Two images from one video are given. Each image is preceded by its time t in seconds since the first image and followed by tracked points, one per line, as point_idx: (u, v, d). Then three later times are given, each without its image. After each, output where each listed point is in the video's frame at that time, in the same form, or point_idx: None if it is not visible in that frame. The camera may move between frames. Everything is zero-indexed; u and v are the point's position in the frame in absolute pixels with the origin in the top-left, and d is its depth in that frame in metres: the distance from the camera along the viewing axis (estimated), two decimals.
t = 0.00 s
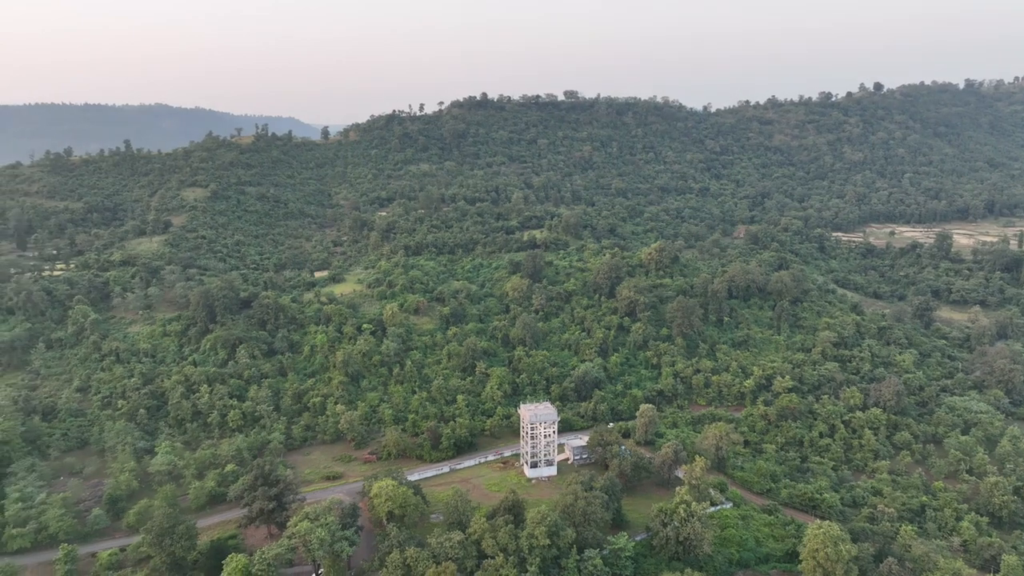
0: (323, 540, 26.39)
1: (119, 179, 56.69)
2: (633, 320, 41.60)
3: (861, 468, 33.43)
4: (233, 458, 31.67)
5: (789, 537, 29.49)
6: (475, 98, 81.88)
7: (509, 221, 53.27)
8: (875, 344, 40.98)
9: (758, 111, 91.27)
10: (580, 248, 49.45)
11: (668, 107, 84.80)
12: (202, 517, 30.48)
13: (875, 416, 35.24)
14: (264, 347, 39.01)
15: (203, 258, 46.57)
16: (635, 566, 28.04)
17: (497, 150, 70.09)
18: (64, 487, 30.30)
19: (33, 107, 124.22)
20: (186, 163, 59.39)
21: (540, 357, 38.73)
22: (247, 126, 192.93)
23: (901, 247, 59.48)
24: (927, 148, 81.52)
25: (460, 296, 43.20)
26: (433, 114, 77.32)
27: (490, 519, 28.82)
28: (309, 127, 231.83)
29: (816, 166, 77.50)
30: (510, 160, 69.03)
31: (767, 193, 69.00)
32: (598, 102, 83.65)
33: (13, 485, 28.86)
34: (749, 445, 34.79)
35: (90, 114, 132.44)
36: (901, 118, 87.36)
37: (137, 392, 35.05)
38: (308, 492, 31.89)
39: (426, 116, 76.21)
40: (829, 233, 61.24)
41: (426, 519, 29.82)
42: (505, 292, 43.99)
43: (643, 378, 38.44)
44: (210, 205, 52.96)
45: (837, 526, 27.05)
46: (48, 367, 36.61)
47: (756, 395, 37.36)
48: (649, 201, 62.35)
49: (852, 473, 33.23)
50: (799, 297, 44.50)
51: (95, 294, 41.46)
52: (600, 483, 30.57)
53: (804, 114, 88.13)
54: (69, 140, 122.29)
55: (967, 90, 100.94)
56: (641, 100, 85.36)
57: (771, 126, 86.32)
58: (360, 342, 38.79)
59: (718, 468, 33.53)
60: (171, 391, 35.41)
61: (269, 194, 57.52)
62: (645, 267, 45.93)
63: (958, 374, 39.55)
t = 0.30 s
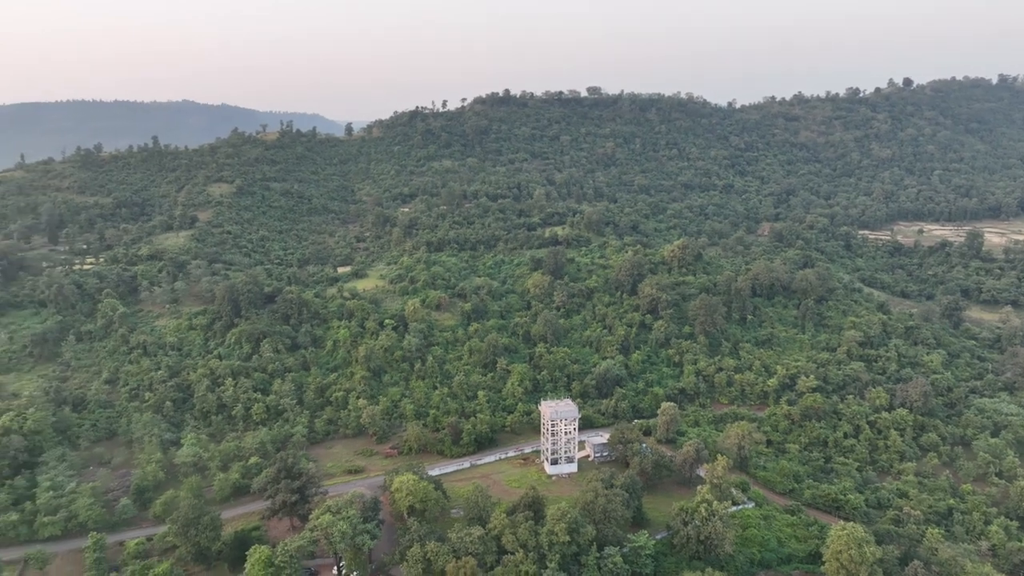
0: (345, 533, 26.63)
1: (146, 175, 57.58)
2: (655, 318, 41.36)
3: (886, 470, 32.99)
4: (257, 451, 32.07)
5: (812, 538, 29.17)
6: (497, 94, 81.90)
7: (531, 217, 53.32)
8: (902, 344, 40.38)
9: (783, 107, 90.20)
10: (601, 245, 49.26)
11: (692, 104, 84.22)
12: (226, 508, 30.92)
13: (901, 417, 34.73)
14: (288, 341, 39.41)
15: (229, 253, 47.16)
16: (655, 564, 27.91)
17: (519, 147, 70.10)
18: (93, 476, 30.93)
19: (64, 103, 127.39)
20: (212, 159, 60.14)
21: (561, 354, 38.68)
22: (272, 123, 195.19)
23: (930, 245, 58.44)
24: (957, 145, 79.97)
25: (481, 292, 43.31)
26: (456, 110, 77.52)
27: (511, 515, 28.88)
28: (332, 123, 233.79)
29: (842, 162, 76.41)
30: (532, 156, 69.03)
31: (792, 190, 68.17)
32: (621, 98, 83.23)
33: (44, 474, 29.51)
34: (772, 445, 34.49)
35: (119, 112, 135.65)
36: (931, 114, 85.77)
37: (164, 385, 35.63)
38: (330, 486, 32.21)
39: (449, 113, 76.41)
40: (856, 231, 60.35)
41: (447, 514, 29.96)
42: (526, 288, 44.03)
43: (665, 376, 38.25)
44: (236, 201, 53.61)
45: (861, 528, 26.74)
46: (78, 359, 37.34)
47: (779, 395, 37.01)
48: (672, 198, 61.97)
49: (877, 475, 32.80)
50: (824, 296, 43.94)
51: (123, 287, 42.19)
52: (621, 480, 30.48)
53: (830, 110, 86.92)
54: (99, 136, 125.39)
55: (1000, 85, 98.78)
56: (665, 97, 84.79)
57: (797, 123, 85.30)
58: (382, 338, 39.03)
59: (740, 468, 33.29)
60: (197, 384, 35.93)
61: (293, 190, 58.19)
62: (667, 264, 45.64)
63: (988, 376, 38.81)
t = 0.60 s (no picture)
0: (368, 524, 26.89)
1: (176, 168, 58.46)
2: (679, 314, 41.05)
3: (914, 470, 32.50)
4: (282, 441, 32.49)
5: (837, 538, 28.81)
6: (522, 88, 81.81)
7: (555, 212, 53.28)
8: (932, 342, 39.73)
9: (812, 101, 88.89)
10: (626, 240, 49.01)
11: (718, 98, 83.39)
12: (252, 498, 31.37)
13: (930, 416, 34.18)
14: (313, 333, 39.79)
15: (255, 246, 47.72)
16: (677, 561, 27.78)
17: (544, 141, 69.98)
18: (124, 464, 31.58)
19: (95, 95, 129.87)
20: (239, 153, 60.86)
21: (584, 349, 38.61)
22: (298, 117, 197.46)
23: (962, 242, 57.24)
24: (992, 140, 78.13)
25: (504, 287, 43.38)
26: (480, 104, 77.59)
27: (532, 509, 28.94)
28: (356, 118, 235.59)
29: (872, 157, 75.12)
30: (556, 150, 68.91)
31: (820, 185, 67.19)
32: (647, 92, 82.62)
33: (77, 461, 30.23)
34: (797, 443, 34.15)
35: (150, 106, 138.69)
36: (965, 108, 83.89)
37: (192, 375, 36.25)
38: (354, 477, 32.53)
39: (473, 107, 76.51)
40: (886, 227, 59.31)
41: (469, 507, 30.10)
42: (550, 283, 44.03)
43: (688, 372, 38.02)
44: (262, 194, 54.25)
45: (888, 528, 26.37)
46: (109, 349, 38.11)
47: (805, 392, 36.60)
48: (697, 193, 61.48)
49: (905, 475, 32.32)
50: (852, 293, 43.33)
51: (153, 279, 42.93)
52: (643, 476, 30.38)
53: (861, 104, 85.43)
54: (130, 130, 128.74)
55: None
56: (691, 90, 84.02)
57: (826, 117, 84.04)
58: (405, 331, 39.25)
59: (764, 466, 33.01)
60: (224, 375, 36.47)
61: (319, 184, 58.83)
62: (692, 260, 45.27)
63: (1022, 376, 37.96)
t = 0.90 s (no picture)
0: (391, 514, 27.13)
1: (205, 160, 59.32)
2: (705, 308, 40.74)
3: (944, 470, 31.97)
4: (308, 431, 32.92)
5: (863, 537, 28.44)
6: (548, 81, 81.61)
7: (580, 205, 53.20)
8: (964, 340, 39.01)
9: (843, 93, 87.42)
10: (651, 233, 48.71)
11: (747, 90, 82.46)
12: (278, 486, 31.81)
13: (962, 416, 33.59)
14: (339, 325, 40.20)
15: (282, 238, 48.28)
16: (700, 557, 27.63)
17: (569, 134, 69.78)
18: (154, 451, 32.21)
19: (126, 93, 132.85)
20: (267, 145, 61.54)
21: (608, 343, 38.51)
22: (325, 110, 199.54)
23: (997, 238, 55.97)
24: None
25: (528, 280, 43.41)
26: (506, 97, 77.57)
27: (555, 502, 28.97)
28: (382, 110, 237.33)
29: (904, 151, 73.71)
30: (582, 143, 68.73)
31: (850, 179, 66.11)
32: (674, 84, 81.93)
33: (109, 448, 30.90)
34: (824, 440, 33.76)
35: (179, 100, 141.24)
36: (1003, 101, 81.83)
37: (220, 365, 36.83)
38: (378, 467, 32.84)
39: (499, 100, 76.51)
40: (917, 222, 58.20)
41: (492, 499, 30.22)
42: (574, 277, 43.97)
43: (713, 368, 37.76)
44: (289, 187, 54.83)
45: (916, 528, 25.96)
46: (140, 338, 38.84)
47: (832, 389, 36.16)
48: (724, 186, 60.90)
49: (934, 474, 31.80)
50: (882, 289, 42.70)
51: (182, 270, 43.64)
52: (666, 471, 30.24)
53: (894, 97, 83.81)
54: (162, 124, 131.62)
55: None
56: (719, 83, 83.10)
57: (857, 110, 82.59)
58: (430, 323, 39.47)
59: (789, 463, 32.67)
60: (251, 365, 36.99)
61: (345, 177, 59.46)
62: (718, 254, 44.87)
63: None
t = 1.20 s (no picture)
0: (414, 503, 27.33)
1: (234, 151, 60.04)
2: (730, 302, 40.37)
3: (975, 468, 31.39)
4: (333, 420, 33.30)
5: (890, 535, 28.04)
6: (573, 72, 81.27)
7: (605, 197, 53.04)
8: (998, 337, 38.23)
9: (876, 83, 85.73)
10: (677, 226, 48.32)
11: (775, 81, 81.40)
12: (304, 473, 32.22)
13: (994, 413, 32.95)
14: (363, 315, 40.54)
15: (309, 228, 48.77)
16: (723, 551, 27.46)
17: (595, 125, 69.42)
18: (183, 437, 32.82)
19: (156, 86, 135.36)
20: (294, 136, 62.07)
21: (632, 335, 38.37)
22: (352, 101, 201.16)
23: None
24: None
25: (552, 272, 43.37)
26: (531, 88, 77.39)
27: (577, 493, 28.97)
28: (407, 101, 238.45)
29: (938, 142, 72.13)
30: (607, 135, 68.40)
31: (882, 171, 64.87)
32: (701, 75, 81.04)
33: (140, 433, 31.57)
34: (850, 436, 33.33)
35: (208, 92, 143.50)
36: None
37: (248, 353, 37.37)
38: (401, 456, 33.11)
39: (524, 91, 76.35)
40: (951, 215, 56.96)
41: (514, 489, 30.31)
42: (598, 269, 43.85)
43: (738, 362, 37.45)
44: (316, 177, 55.37)
45: (945, 527, 25.52)
46: (170, 326, 39.51)
47: (860, 385, 35.68)
48: (752, 178, 60.21)
49: (965, 473, 31.24)
50: (913, 283, 42.01)
51: (211, 260, 44.30)
52: (689, 465, 30.07)
53: (928, 87, 81.99)
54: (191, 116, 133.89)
55: None
56: (747, 73, 82.10)
57: (890, 100, 80.92)
58: (454, 314, 39.64)
59: (815, 459, 32.30)
60: (278, 354, 37.48)
61: (371, 167, 60.01)
62: (745, 247, 44.36)
63: None
